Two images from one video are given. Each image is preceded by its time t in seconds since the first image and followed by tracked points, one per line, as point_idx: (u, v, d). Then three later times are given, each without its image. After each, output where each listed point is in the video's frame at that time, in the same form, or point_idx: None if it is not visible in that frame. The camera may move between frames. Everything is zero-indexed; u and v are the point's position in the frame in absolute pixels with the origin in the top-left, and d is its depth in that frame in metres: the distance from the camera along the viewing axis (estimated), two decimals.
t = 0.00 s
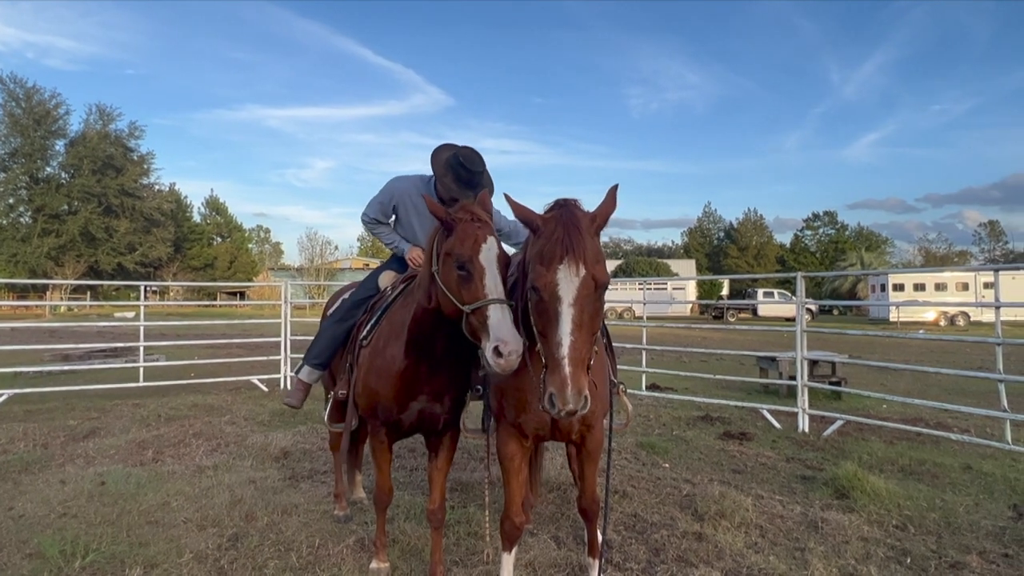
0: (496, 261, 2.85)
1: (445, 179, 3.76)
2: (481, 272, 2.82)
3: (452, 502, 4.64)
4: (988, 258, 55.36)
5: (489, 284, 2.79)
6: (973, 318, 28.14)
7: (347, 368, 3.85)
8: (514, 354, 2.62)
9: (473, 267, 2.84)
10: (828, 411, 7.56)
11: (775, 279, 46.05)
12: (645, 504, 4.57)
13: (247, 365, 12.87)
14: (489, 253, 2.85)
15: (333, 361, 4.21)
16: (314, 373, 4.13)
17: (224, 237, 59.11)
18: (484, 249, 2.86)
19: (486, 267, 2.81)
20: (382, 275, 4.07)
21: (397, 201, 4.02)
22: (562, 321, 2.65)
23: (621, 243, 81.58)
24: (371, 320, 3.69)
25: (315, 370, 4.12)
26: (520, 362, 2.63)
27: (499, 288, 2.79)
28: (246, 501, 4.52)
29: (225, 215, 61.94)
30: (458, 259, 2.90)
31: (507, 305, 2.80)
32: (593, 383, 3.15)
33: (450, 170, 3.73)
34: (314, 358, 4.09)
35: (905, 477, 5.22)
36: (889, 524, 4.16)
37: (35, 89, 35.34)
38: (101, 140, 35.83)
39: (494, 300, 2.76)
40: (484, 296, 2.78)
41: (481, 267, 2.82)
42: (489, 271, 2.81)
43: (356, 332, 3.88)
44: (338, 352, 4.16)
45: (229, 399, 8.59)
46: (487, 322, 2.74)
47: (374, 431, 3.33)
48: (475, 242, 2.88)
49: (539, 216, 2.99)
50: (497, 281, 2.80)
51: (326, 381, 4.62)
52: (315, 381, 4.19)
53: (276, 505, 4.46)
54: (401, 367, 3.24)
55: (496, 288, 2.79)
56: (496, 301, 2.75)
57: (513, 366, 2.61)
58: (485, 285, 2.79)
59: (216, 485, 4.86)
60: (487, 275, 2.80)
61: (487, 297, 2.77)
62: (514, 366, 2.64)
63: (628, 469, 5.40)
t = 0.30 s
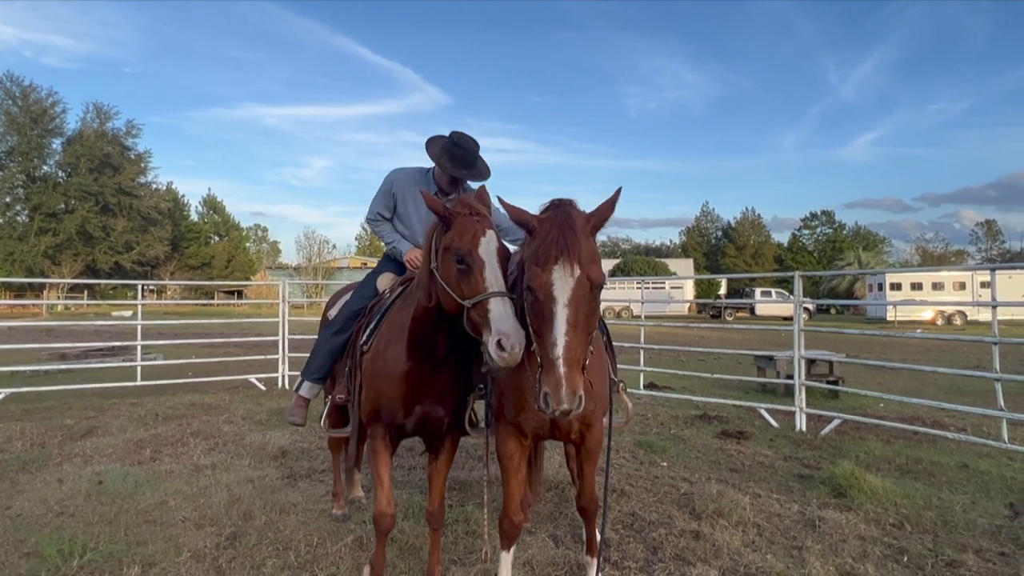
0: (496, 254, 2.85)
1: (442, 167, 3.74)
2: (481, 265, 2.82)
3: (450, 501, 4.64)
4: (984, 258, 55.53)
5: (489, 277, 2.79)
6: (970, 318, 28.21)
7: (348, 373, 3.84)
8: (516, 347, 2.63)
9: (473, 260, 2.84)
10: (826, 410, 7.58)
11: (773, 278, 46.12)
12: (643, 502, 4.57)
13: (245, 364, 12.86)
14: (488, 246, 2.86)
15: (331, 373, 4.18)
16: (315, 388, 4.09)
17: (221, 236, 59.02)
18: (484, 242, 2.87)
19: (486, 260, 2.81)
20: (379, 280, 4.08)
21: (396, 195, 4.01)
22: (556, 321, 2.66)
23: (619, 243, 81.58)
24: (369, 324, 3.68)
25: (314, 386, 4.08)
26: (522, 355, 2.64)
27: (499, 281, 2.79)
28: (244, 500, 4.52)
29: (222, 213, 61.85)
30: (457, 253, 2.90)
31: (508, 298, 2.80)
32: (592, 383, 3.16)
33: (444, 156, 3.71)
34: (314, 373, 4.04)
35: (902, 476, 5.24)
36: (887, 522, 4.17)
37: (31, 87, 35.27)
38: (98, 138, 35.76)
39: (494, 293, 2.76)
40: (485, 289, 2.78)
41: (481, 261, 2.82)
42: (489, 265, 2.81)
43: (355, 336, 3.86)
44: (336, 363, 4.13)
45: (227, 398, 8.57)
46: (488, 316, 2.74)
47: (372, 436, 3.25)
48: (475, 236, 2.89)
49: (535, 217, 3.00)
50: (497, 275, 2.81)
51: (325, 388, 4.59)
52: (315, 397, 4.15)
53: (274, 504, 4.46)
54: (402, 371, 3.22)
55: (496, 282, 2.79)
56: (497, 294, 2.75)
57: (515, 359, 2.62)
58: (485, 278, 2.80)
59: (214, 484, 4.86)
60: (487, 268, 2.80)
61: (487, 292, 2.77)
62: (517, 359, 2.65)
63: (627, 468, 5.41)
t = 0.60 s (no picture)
0: (490, 250, 2.82)
1: (431, 149, 3.80)
2: (473, 261, 2.79)
3: (448, 499, 4.65)
4: (981, 258, 55.71)
5: (482, 273, 2.76)
6: (967, 317, 28.31)
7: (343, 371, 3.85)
8: (510, 345, 2.61)
9: (466, 254, 2.80)
10: (823, 409, 7.59)
11: (771, 278, 46.17)
12: (640, 501, 4.58)
13: (243, 362, 12.85)
14: (482, 241, 2.83)
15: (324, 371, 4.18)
16: (307, 386, 4.09)
17: (219, 235, 58.94)
18: (477, 238, 2.84)
19: (479, 255, 2.78)
20: (373, 275, 4.04)
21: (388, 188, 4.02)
22: (550, 321, 2.66)
23: (617, 242, 81.60)
24: (363, 321, 3.68)
25: (307, 383, 4.08)
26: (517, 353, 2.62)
27: (492, 276, 2.76)
28: (242, 498, 4.52)
29: (220, 212, 61.71)
30: (449, 248, 2.87)
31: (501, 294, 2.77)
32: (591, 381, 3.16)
33: (431, 138, 3.78)
34: (306, 371, 4.04)
35: (899, 474, 5.25)
36: (883, 520, 4.19)
37: (28, 85, 35.18)
38: (95, 137, 35.66)
39: (486, 289, 2.73)
40: (477, 286, 2.75)
41: (474, 256, 2.79)
42: (482, 260, 2.78)
43: (349, 333, 3.85)
44: (329, 361, 4.12)
45: (224, 398, 8.56)
46: (481, 313, 2.72)
47: (369, 435, 3.22)
48: (467, 230, 2.86)
49: (528, 217, 3.00)
50: (490, 270, 2.78)
51: (321, 385, 4.58)
52: (308, 395, 4.14)
53: (271, 503, 4.46)
54: (397, 368, 3.20)
55: (489, 277, 2.76)
56: (490, 290, 2.72)
57: (509, 357, 2.61)
58: (478, 273, 2.76)
59: (211, 483, 4.85)
60: (480, 263, 2.77)
61: (479, 288, 2.74)
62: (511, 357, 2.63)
63: (624, 467, 5.42)
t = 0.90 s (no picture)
0: (477, 235, 2.79)
1: (426, 138, 3.81)
2: (459, 246, 2.75)
3: (446, 498, 4.65)
4: (977, 257, 55.89)
5: (468, 257, 2.73)
6: (963, 316, 28.43)
7: (335, 370, 3.85)
8: (493, 330, 2.57)
9: (451, 240, 2.77)
10: (820, 407, 7.61)
11: (768, 278, 46.27)
12: (637, 500, 4.58)
13: (241, 361, 12.83)
14: (468, 227, 2.79)
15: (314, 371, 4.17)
16: (298, 387, 4.07)
17: (217, 234, 58.87)
18: (464, 223, 2.80)
19: (465, 240, 2.75)
20: (369, 273, 4.03)
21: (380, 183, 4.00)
22: (556, 314, 2.66)
23: (615, 241, 81.63)
24: (359, 318, 3.68)
25: (298, 385, 4.06)
26: (501, 338, 2.58)
27: (478, 261, 2.72)
28: (239, 497, 4.51)
29: (217, 211, 61.62)
30: (437, 234, 2.83)
31: (487, 278, 2.73)
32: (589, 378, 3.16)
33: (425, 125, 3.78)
34: (297, 372, 4.02)
35: (896, 473, 5.26)
36: (880, 519, 4.20)
37: (25, 84, 35.10)
38: (92, 135, 35.56)
39: (472, 273, 2.70)
40: (463, 270, 2.71)
41: (460, 241, 2.75)
42: (468, 245, 2.75)
43: (344, 331, 3.85)
44: (320, 362, 4.11)
45: (222, 396, 8.55)
46: (466, 298, 2.68)
47: (367, 433, 3.22)
48: (455, 216, 2.83)
49: (528, 212, 2.99)
50: (477, 255, 2.74)
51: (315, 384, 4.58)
52: (298, 396, 4.13)
53: (268, 502, 4.46)
54: (394, 365, 3.19)
55: (475, 261, 2.72)
56: (475, 274, 2.69)
57: (492, 343, 2.56)
58: (463, 258, 2.73)
59: (208, 482, 4.85)
60: (466, 248, 2.73)
61: (465, 272, 2.71)
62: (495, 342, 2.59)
63: (621, 465, 5.42)
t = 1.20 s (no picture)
0: (464, 225, 2.77)
1: (414, 130, 3.86)
2: (445, 235, 2.73)
3: (444, 497, 4.66)
4: (975, 257, 56.04)
5: (455, 247, 2.71)
6: (960, 316, 28.51)
7: (332, 371, 3.83)
8: (479, 320, 2.52)
9: (436, 229, 2.75)
10: (817, 406, 7.62)
11: (766, 278, 46.35)
12: (635, 499, 4.59)
13: (239, 361, 12.82)
14: (456, 216, 2.77)
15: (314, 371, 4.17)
16: (297, 387, 4.09)
17: (215, 233, 58.83)
18: (452, 212, 2.78)
19: (451, 229, 2.73)
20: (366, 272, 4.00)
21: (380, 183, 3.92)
22: (557, 305, 2.67)
23: (614, 240, 81.68)
24: (356, 317, 3.67)
25: (297, 384, 4.07)
26: (487, 328, 2.52)
27: (464, 249, 2.70)
28: (237, 496, 4.51)
29: (215, 209, 61.53)
30: (424, 224, 2.81)
31: (474, 268, 2.71)
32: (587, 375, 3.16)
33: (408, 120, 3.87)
34: (296, 373, 4.04)
35: (893, 473, 5.27)
36: (877, 518, 4.21)
37: (22, 82, 35.02)
38: (90, 134, 35.49)
39: (456, 262, 2.67)
40: (448, 259, 2.70)
41: (446, 229, 2.73)
42: (455, 234, 2.72)
43: (340, 331, 3.84)
44: (319, 361, 4.11)
45: (220, 396, 8.54)
46: (451, 288, 2.65)
47: (363, 434, 3.21)
48: (443, 205, 2.81)
49: (526, 205, 2.99)
50: (463, 244, 2.72)
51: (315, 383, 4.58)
52: (298, 396, 4.15)
53: (267, 501, 4.46)
54: (389, 362, 3.18)
55: (461, 250, 2.71)
56: (461, 263, 2.66)
57: (478, 332, 2.51)
58: (449, 247, 2.71)
59: (206, 481, 4.85)
60: (451, 236, 2.71)
61: (450, 262, 2.68)
62: (481, 333, 2.54)
63: (619, 464, 5.43)
